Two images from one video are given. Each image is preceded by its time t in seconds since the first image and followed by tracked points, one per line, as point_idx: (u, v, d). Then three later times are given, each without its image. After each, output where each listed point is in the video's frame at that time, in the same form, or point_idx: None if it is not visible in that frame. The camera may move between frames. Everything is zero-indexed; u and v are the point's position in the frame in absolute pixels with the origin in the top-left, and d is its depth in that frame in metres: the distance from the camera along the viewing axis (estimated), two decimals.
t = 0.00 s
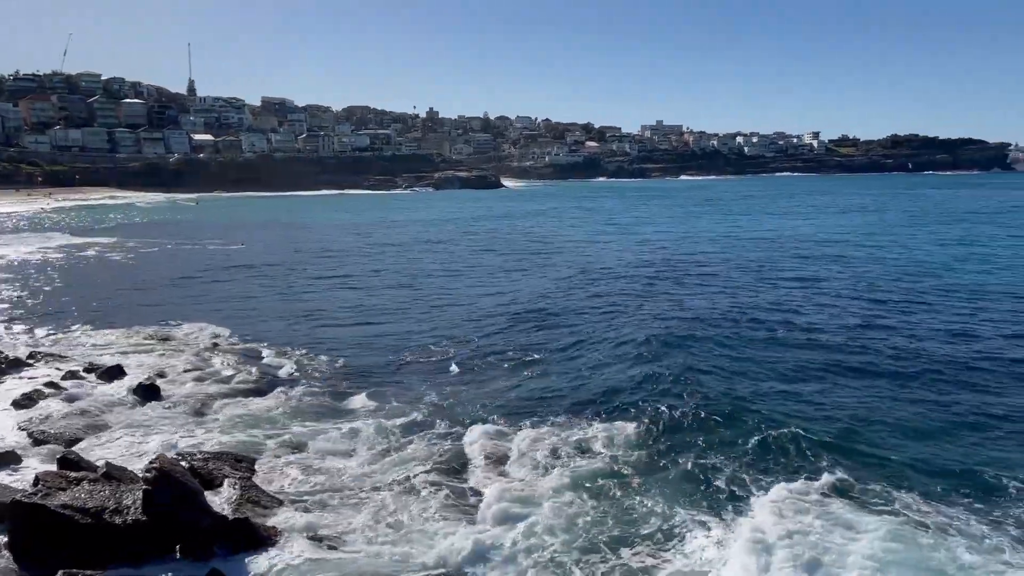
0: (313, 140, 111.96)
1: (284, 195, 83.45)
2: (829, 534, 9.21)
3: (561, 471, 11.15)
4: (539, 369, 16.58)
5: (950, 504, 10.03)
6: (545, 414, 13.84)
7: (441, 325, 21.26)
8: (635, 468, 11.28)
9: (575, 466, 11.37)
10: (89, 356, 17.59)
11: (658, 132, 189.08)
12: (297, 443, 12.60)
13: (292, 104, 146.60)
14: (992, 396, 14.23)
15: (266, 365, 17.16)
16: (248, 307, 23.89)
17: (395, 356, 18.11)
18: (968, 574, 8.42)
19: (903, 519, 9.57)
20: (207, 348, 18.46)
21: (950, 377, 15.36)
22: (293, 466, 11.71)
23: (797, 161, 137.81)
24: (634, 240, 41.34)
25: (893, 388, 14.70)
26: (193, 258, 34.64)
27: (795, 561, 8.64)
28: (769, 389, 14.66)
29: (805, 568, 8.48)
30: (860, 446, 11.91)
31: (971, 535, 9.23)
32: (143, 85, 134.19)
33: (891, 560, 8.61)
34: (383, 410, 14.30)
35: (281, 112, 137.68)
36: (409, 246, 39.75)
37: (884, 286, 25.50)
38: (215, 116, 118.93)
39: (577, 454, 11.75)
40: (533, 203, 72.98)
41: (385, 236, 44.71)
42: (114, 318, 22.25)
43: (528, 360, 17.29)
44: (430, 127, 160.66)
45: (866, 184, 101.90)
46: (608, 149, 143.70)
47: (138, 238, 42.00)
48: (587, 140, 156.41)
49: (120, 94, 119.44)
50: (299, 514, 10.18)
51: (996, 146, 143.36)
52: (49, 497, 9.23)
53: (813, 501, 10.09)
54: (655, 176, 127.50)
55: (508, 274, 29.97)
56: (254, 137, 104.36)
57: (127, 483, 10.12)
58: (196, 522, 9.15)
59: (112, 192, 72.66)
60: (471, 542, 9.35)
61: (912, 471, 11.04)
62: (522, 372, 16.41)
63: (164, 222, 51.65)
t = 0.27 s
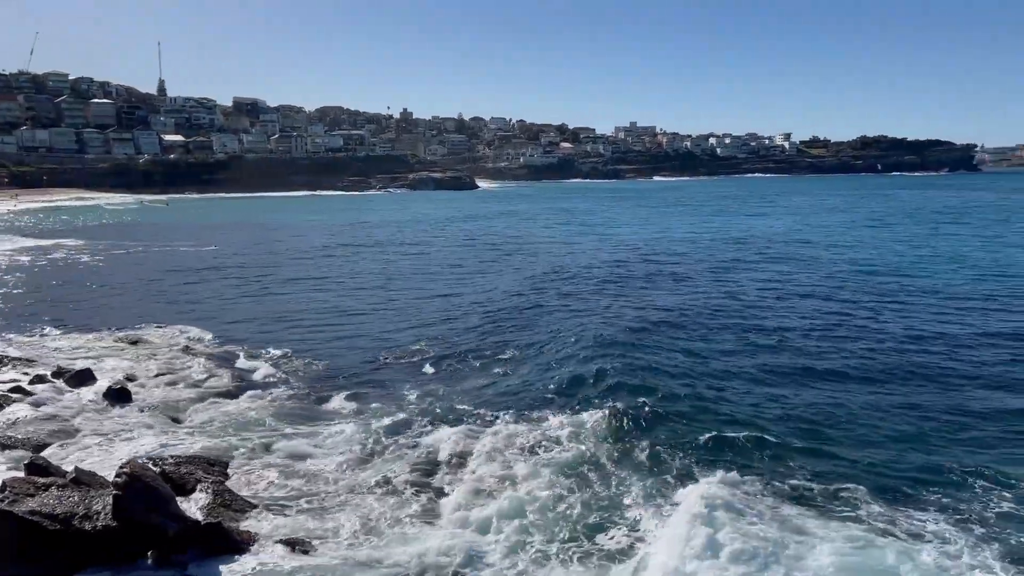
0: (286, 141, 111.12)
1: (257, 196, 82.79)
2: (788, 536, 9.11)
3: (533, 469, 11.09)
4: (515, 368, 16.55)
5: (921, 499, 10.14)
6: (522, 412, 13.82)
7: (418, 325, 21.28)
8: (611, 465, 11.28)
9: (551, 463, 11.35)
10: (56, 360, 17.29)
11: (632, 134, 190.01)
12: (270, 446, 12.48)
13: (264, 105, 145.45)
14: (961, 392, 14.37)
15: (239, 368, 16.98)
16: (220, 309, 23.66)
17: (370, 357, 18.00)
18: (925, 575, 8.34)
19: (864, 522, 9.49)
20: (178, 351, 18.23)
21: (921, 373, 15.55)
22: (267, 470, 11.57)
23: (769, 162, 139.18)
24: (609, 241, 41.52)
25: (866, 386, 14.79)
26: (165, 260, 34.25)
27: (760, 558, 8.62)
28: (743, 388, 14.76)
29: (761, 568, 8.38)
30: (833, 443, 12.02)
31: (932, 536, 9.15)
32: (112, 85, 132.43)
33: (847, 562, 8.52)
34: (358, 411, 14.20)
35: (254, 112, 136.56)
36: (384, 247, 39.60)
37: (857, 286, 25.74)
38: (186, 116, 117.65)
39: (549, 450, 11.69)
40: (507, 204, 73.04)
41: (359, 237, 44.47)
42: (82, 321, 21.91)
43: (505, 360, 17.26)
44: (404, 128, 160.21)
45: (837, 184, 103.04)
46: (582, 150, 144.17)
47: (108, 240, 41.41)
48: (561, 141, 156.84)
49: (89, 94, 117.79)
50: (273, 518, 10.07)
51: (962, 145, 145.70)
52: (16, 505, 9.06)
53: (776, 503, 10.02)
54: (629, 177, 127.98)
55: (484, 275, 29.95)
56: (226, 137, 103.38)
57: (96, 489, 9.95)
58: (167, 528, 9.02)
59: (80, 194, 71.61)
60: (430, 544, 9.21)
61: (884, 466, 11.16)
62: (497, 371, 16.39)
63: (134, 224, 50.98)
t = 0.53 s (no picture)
0: (259, 142, 110.25)
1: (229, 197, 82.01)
2: (756, 539, 9.15)
3: (505, 469, 11.08)
4: (491, 368, 16.50)
5: (894, 498, 10.26)
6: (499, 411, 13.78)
7: (396, 325, 21.27)
8: (588, 466, 11.28)
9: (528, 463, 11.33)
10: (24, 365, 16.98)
11: (607, 134, 190.77)
12: (243, 449, 12.37)
13: (237, 105, 144.21)
14: (932, 392, 14.55)
15: (213, 371, 16.78)
16: (194, 311, 23.41)
17: (346, 359, 17.87)
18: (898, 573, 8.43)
19: (830, 523, 9.55)
20: (150, 354, 17.99)
21: (893, 373, 15.73)
22: (241, 473, 11.48)
23: (742, 163, 140.42)
24: (584, 241, 41.67)
25: (838, 385, 14.97)
26: (136, 262, 33.82)
27: (736, 559, 8.65)
28: (719, 388, 14.84)
29: (728, 570, 8.40)
30: (808, 444, 12.12)
31: (895, 535, 9.24)
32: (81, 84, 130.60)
33: (821, 563, 8.57)
34: (334, 414, 14.09)
35: (226, 112, 135.36)
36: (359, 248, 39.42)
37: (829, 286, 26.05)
38: (157, 116, 116.32)
39: (523, 450, 11.68)
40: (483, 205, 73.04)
41: (334, 238, 44.21)
42: (52, 325, 21.54)
43: (482, 359, 17.29)
44: (378, 129, 159.61)
45: (808, 185, 104.12)
46: (557, 151, 144.51)
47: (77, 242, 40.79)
48: (536, 141, 157.13)
49: (57, 93, 116.06)
50: (246, 524, 9.95)
51: (930, 146, 148.01)
52: None
53: (749, 506, 10.04)
54: (604, 178, 128.49)
55: (460, 275, 29.90)
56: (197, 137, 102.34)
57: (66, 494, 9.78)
58: (139, 533, 8.88)
59: (48, 195, 70.49)
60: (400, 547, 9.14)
61: (858, 467, 11.27)
62: (473, 371, 16.34)
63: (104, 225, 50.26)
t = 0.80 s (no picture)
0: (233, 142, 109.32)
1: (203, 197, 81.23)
2: (730, 541, 9.22)
3: (481, 471, 11.07)
4: (469, 368, 16.50)
5: (867, 497, 10.40)
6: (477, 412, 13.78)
7: (373, 325, 21.20)
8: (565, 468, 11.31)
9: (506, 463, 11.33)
10: None
11: (583, 134, 191.32)
12: (219, 452, 12.27)
13: (210, 105, 142.89)
14: (904, 390, 14.76)
15: (188, 373, 16.62)
16: (169, 312, 23.17)
17: (323, 360, 17.78)
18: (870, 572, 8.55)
19: (800, 523, 9.66)
20: (124, 356, 17.78)
21: (865, 373, 15.94)
22: (216, 477, 11.38)
23: (717, 163, 141.46)
24: (561, 241, 41.77)
25: (812, 385, 15.14)
26: (109, 263, 33.41)
27: (710, 561, 8.73)
28: (695, 389, 14.94)
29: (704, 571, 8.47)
30: (782, 443, 12.24)
31: (864, 534, 9.36)
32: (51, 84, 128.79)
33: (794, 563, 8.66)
34: (311, 415, 14.03)
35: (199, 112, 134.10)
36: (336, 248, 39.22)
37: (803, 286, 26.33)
38: (129, 116, 114.97)
39: (500, 451, 11.69)
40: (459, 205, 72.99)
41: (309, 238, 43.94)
42: (22, 327, 21.21)
43: (460, 358, 17.28)
44: (354, 129, 158.90)
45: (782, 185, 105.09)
46: (533, 151, 144.72)
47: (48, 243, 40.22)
48: (512, 142, 157.25)
49: (26, 93, 114.31)
50: (221, 528, 9.86)
51: (901, 146, 150.03)
52: None
53: (725, 507, 10.13)
54: (580, 178, 128.96)
55: (437, 275, 29.87)
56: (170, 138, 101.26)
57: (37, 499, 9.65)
58: (111, 538, 8.77)
59: (17, 196, 69.42)
60: (372, 552, 9.09)
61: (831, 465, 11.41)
62: (451, 371, 16.32)
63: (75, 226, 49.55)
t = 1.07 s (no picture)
0: (208, 142, 108.34)
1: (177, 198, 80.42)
2: (707, 540, 9.28)
3: (458, 468, 11.04)
4: (448, 367, 16.46)
5: (842, 495, 10.52)
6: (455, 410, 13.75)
7: (352, 325, 21.15)
8: (544, 467, 11.32)
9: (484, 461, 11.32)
10: None
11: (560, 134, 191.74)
12: (195, 455, 12.15)
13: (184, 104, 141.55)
14: (878, 389, 14.94)
15: (164, 375, 16.45)
16: (144, 314, 22.93)
17: (301, 361, 17.67)
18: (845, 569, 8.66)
19: (776, 522, 9.74)
20: (98, 359, 17.56)
21: (839, 373, 16.10)
22: (192, 480, 11.27)
23: (693, 164, 142.37)
24: (539, 241, 41.83)
25: (788, 384, 15.28)
26: (83, 265, 33.01)
27: (688, 561, 8.80)
28: (673, 389, 15.02)
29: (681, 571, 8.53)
30: (759, 442, 12.34)
31: (839, 532, 9.47)
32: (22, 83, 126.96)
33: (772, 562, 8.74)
34: (288, 416, 13.93)
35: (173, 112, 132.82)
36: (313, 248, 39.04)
37: (780, 286, 26.52)
38: (101, 116, 113.60)
39: (479, 450, 11.70)
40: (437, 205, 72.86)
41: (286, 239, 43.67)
42: None
43: (438, 358, 17.25)
44: (330, 129, 158.11)
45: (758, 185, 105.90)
46: (511, 151, 144.80)
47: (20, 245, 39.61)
48: (490, 142, 157.25)
49: None
50: (197, 532, 9.77)
51: (874, 147, 151.89)
52: None
53: (703, 507, 10.20)
54: (558, 178, 129.25)
55: (416, 275, 29.80)
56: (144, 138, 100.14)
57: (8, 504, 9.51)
58: (84, 542, 8.65)
59: None
60: (350, 552, 9.04)
61: (806, 464, 11.52)
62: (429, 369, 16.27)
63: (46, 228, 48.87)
